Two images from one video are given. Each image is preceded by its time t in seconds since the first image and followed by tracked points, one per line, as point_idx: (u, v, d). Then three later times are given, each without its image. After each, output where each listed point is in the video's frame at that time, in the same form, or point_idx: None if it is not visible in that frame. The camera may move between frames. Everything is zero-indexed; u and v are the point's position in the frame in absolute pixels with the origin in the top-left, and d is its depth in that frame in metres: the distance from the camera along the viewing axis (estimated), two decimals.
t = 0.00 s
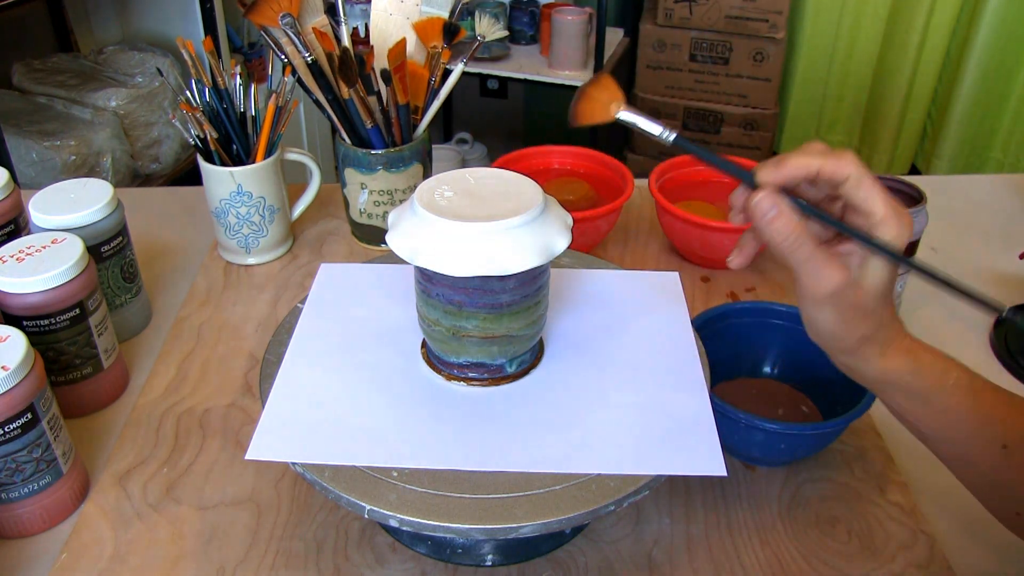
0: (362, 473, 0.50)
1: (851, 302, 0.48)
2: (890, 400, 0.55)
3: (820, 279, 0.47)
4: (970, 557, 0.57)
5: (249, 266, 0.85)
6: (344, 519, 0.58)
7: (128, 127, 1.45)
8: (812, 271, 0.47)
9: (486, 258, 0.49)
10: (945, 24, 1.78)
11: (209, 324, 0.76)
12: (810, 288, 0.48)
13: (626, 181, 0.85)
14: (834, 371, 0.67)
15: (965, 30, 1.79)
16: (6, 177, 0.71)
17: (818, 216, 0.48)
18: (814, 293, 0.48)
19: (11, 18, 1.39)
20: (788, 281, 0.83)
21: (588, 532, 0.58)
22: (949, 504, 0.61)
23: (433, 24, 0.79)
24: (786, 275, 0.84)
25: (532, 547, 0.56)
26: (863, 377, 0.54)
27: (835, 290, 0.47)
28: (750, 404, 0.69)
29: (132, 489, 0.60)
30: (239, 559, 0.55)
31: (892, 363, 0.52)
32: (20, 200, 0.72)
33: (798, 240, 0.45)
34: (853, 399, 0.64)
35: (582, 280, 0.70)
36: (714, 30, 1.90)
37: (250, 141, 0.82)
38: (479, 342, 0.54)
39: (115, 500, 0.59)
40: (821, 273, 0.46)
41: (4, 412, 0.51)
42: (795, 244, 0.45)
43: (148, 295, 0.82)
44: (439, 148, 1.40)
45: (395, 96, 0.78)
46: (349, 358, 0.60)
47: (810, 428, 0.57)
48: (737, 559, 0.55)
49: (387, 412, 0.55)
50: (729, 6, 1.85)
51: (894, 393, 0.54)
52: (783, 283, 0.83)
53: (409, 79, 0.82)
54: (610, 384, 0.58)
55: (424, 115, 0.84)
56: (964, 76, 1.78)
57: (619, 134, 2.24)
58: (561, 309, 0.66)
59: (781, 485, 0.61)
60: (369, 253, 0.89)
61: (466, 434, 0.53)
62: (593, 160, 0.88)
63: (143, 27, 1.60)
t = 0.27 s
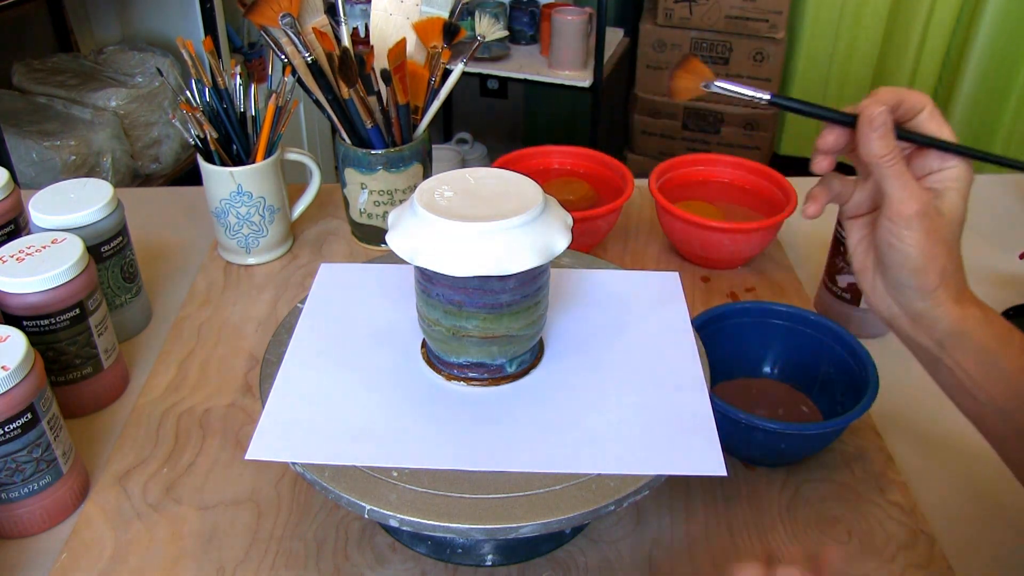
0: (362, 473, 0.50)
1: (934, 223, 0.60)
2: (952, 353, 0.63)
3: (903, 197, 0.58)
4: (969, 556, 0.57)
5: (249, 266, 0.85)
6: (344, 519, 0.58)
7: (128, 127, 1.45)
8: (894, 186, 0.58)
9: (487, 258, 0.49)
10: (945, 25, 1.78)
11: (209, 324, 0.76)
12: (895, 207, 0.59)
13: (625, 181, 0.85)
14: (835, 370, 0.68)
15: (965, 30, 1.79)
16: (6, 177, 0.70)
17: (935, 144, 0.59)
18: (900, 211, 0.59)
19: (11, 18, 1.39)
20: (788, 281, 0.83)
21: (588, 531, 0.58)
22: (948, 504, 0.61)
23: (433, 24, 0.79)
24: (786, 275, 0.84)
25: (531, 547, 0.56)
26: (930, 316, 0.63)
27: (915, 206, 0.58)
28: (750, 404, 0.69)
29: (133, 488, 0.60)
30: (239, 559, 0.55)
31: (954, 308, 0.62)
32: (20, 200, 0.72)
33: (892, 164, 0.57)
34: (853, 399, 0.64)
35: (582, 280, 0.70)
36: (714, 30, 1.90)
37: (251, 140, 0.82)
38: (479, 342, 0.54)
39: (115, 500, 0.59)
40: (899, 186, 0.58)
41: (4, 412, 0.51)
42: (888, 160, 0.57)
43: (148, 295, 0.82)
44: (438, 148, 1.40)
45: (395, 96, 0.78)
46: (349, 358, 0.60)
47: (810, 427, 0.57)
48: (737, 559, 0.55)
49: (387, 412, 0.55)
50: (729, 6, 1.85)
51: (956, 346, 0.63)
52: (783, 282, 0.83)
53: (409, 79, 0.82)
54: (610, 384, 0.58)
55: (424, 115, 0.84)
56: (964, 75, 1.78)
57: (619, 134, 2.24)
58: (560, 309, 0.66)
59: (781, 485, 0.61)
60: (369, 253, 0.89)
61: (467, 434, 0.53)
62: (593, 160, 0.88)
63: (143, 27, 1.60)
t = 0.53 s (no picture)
0: (362, 473, 0.50)
1: (966, 203, 0.60)
2: (1008, 335, 0.59)
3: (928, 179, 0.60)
4: (970, 556, 0.57)
5: (249, 266, 0.85)
6: (344, 519, 0.58)
7: (128, 127, 1.45)
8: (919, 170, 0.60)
9: (487, 258, 0.49)
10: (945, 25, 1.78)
11: (209, 324, 0.76)
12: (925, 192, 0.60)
13: (626, 181, 0.85)
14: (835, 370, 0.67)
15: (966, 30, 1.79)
16: (6, 177, 0.70)
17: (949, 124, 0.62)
18: (931, 194, 0.60)
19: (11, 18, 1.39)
20: (788, 281, 0.83)
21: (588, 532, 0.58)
22: (948, 504, 0.61)
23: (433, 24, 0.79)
24: (786, 275, 0.84)
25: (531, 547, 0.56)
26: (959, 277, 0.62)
27: (944, 186, 0.59)
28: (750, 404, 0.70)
29: (133, 489, 0.60)
30: (238, 559, 0.55)
31: (1008, 284, 0.59)
32: (20, 200, 0.72)
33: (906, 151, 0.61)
34: (853, 400, 0.64)
35: (582, 280, 0.70)
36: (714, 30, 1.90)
37: (251, 140, 0.82)
38: (479, 342, 0.54)
39: (115, 500, 0.59)
40: (925, 171, 0.60)
41: (4, 412, 0.51)
42: (906, 149, 0.60)
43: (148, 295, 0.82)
44: (438, 148, 1.40)
45: (395, 96, 0.77)
46: (349, 358, 0.60)
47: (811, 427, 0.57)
48: (737, 559, 0.55)
49: (387, 412, 0.55)
50: (729, 6, 1.85)
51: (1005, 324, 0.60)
52: (783, 282, 0.83)
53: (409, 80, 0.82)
54: (610, 385, 0.58)
55: (424, 115, 0.84)
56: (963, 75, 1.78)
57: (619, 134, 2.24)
58: (560, 309, 0.66)
59: (781, 485, 0.61)
60: (369, 253, 0.89)
61: (467, 434, 0.53)
62: (593, 160, 0.88)
63: (143, 27, 1.60)
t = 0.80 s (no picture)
0: (362, 473, 0.50)
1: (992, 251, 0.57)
2: None
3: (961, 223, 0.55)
4: (969, 556, 0.57)
5: (249, 266, 0.85)
6: (344, 519, 0.58)
7: (128, 127, 1.45)
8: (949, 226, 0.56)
9: (487, 259, 0.49)
10: (945, 24, 1.78)
11: (209, 324, 0.76)
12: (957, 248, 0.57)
13: (626, 181, 0.85)
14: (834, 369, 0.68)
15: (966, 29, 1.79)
16: (6, 177, 0.70)
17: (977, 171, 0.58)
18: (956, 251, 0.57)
19: (11, 18, 1.39)
20: (788, 280, 0.83)
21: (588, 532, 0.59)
22: (948, 503, 0.61)
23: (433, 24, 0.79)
24: (786, 275, 0.84)
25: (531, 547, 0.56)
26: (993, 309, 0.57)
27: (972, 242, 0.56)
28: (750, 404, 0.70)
29: (132, 489, 0.60)
30: (238, 559, 0.55)
31: None
32: (20, 200, 0.72)
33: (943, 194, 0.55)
34: (853, 400, 0.64)
35: (582, 280, 0.70)
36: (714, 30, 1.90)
37: (251, 141, 0.82)
38: (479, 343, 0.54)
39: (115, 500, 0.59)
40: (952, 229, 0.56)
41: (4, 412, 0.51)
42: (941, 197, 0.55)
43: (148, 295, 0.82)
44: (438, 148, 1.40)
45: (394, 96, 0.77)
46: (349, 358, 0.60)
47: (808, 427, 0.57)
48: (737, 559, 0.55)
49: (387, 412, 0.55)
50: (729, 6, 1.85)
51: None
52: (783, 282, 0.83)
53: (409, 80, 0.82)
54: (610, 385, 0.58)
55: (424, 115, 0.84)
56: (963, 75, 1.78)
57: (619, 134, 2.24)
58: (560, 309, 0.66)
59: (782, 485, 0.61)
60: (369, 253, 0.89)
61: (468, 433, 0.53)
62: (593, 160, 0.88)
63: (143, 27, 1.60)
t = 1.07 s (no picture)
0: (362, 473, 0.50)
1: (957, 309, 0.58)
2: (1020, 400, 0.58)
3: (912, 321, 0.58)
4: (970, 556, 0.57)
5: (249, 266, 0.85)
6: (344, 519, 0.58)
7: (128, 127, 1.45)
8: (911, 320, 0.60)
9: (487, 259, 0.49)
10: (946, 24, 1.78)
11: (209, 325, 0.76)
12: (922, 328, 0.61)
13: (626, 181, 0.85)
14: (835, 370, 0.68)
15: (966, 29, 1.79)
16: (6, 177, 0.70)
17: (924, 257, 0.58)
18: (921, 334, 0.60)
19: (11, 18, 1.39)
20: (787, 281, 0.83)
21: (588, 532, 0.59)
22: (948, 504, 0.62)
23: (433, 24, 0.79)
24: (786, 275, 0.84)
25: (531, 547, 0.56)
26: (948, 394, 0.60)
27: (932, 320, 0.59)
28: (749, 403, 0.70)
29: (133, 489, 0.60)
30: (238, 559, 0.55)
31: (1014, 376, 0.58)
32: (20, 200, 0.72)
33: (884, 301, 0.59)
34: (852, 400, 0.65)
35: (582, 280, 0.70)
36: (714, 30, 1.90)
37: (250, 141, 0.82)
38: (479, 342, 0.54)
39: (115, 500, 0.59)
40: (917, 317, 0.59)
41: (4, 412, 0.51)
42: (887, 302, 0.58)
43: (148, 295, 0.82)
44: (438, 148, 1.40)
45: (394, 96, 0.77)
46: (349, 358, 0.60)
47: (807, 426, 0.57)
48: (737, 559, 0.55)
49: (387, 412, 0.55)
50: (729, 6, 1.85)
51: None
52: (783, 282, 0.83)
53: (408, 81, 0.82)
54: (610, 384, 0.58)
55: (424, 115, 0.84)
56: (963, 74, 1.78)
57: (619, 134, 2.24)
58: (560, 309, 0.66)
59: (781, 485, 0.61)
60: (369, 253, 0.89)
61: (468, 433, 0.53)
62: (593, 160, 0.88)
63: (143, 27, 1.60)
